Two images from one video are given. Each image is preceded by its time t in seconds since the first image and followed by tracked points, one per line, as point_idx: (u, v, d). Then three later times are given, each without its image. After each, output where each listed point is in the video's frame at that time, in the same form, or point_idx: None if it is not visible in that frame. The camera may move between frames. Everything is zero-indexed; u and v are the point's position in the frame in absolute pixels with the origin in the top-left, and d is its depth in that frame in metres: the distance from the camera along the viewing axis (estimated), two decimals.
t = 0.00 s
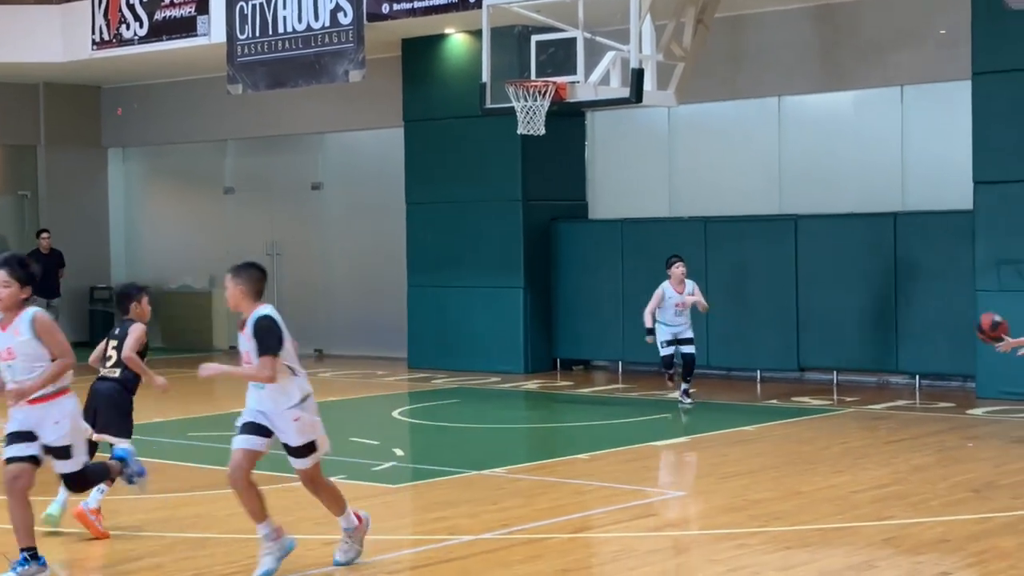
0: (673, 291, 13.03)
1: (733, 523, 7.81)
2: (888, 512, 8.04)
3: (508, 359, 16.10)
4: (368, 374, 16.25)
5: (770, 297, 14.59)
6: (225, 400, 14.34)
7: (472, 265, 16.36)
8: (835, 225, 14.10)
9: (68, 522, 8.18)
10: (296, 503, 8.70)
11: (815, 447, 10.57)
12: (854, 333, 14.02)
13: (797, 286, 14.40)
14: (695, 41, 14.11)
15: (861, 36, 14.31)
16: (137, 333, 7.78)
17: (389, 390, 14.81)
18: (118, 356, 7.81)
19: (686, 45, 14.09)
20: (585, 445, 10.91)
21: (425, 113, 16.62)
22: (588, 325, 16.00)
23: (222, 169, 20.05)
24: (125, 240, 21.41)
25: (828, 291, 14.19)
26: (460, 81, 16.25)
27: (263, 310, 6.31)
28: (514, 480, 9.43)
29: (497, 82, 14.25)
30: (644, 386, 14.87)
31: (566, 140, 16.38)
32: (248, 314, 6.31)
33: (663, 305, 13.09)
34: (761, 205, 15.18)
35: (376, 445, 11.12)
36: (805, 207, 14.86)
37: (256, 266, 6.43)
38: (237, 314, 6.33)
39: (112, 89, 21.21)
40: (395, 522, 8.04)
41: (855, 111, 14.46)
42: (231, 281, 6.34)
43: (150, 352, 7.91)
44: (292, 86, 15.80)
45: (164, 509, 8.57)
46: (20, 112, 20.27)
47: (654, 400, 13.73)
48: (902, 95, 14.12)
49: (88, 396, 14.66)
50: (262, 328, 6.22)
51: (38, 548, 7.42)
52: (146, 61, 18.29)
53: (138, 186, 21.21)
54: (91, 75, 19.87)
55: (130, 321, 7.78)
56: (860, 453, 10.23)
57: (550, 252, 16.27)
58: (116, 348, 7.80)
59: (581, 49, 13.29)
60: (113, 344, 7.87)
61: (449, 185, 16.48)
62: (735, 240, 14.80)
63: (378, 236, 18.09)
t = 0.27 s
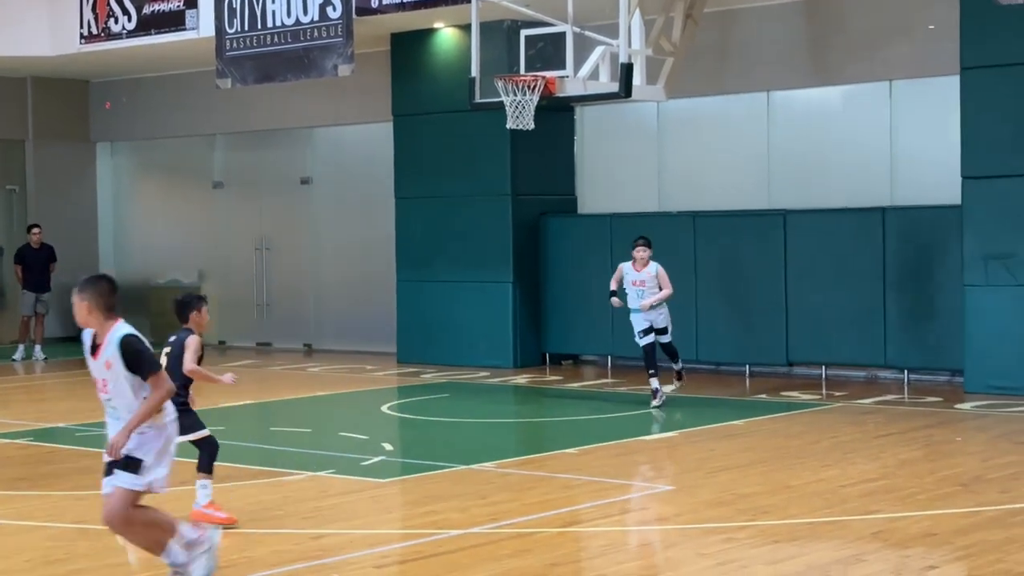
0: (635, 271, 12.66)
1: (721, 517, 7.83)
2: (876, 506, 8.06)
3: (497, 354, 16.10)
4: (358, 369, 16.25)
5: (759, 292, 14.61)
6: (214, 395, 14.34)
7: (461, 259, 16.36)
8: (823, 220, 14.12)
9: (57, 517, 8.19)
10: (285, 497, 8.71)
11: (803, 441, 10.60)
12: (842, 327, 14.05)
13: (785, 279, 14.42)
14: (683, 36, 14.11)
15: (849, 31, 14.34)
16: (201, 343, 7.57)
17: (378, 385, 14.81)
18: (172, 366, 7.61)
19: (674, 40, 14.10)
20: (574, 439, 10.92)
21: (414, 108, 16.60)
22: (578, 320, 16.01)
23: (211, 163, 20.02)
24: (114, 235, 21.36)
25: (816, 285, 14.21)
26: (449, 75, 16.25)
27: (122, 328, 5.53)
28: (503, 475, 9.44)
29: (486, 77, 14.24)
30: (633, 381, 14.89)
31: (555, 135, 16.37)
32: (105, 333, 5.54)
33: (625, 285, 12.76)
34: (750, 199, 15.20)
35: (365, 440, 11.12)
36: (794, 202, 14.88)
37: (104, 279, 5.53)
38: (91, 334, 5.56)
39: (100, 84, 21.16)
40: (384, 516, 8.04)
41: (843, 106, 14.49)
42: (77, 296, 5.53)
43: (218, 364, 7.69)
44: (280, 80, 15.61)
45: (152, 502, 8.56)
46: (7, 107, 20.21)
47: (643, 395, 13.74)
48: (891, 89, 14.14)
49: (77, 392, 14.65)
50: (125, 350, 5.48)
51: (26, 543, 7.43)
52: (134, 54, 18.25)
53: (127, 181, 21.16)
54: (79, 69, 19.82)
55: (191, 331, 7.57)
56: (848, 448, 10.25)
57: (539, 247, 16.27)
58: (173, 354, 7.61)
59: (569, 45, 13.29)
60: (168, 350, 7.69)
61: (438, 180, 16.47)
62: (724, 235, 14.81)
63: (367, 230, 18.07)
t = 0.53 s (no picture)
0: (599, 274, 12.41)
1: (715, 513, 7.85)
2: (870, 502, 8.08)
3: (491, 349, 16.10)
4: (352, 365, 16.24)
5: (753, 288, 14.62)
6: (209, 390, 14.34)
7: (456, 255, 16.36)
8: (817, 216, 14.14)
9: (51, 513, 8.19)
10: (279, 493, 8.71)
11: (797, 437, 10.61)
12: (835, 323, 14.07)
13: (779, 276, 14.44)
14: (678, 32, 14.11)
15: (843, 28, 14.34)
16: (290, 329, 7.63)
17: (372, 381, 14.81)
18: (264, 344, 7.56)
19: (669, 36, 14.11)
20: (568, 435, 10.93)
21: (408, 103, 16.60)
22: (572, 316, 16.01)
23: (205, 159, 20.00)
24: (108, 230, 21.33)
25: (810, 281, 14.23)
26: (443, 71, 16.24)
27: None
28: (497, 470, 9.45)
29: (480, 73, 14.24)
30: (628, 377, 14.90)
31: (550, 131, 16.38)
32: None
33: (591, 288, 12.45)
34: (744, 196, 15.21)
35: (358, 435, 11.13)
36: (788, 198, 14.90)
37: None
38: None
39: (95, 79, 21.13)
40: (378, 512, 8.05)
41: (838, 103, 14.50)
42: None
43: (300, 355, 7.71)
44: (275, 75, 15.68)
45: (146, 499, 8.56)
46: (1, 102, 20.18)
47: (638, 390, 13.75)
48: (885, 85, 14.15)
49: (72, 387, 14.65)
50: None
51: (20, 539, 7.43)
52: (128, 50, 18.21)
53: (121, 176, 21.13)
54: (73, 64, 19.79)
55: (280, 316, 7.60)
56: (842, 444, 10.27)
57: (534, 243, 16.27)
58: (263, 339, 7.57)
59: (563, 41, 13.27)
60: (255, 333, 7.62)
61: (433, 176, 16.47)
62: (718, 231, 14.82)
63: (362, 226, 18.07)
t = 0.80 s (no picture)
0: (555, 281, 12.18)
1: (719, 512, 7.84)
2: (874, 501, 8.07)
3: (496, 348, 16.11)
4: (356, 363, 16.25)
5: (758, 287, 14.62)
6: (213, 388, 14.35)
7: (460, 253, 16.36)
8: (821, 216, 14.13)
9: (56, 511, 8.21)
10: (283, 491, 8.72)
11: (801, 436, 10.60)
12: (840, 322, 14.06)
13: (784, 274, 14.43)
14: (683, 31, 14.11)
15: (848, 27, 14.34)
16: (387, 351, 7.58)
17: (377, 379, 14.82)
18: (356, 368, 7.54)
19: (674, 35, 14.11)
20: (572, 434, 10.93)
21: (413, 101, 16.60)
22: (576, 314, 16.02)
23: (210, 157, 20.01)
24: (113, 228, 21.35)
25: (814, 280, 14.22)
26: (448, 69, 16.24)
27: None
28: (501, 469, 9.45)
29: (485, 71, 14.23)
30: (632, 375, 14.89)
31: (554, 129, 16.37)
32: None
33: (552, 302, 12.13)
34: (748, 195, 15.21)
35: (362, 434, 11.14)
36: (792, 197, 14.89)
37: None
38: None
39: (100, 77, 21.15)
40: (381, 511, 8.05)
41: (841, 102, 14.50)
42: None
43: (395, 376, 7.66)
44: (280, 74, 15.69)
45: (149, 497, 8.56)
46: (6, 100, 20.20)
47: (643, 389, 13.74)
48: (890, 84, 14.14)
49: (76, 385, 14.66)
50: None
51: (25, 537, 7.44)
52: (133, 48, 18.21)
53: (126, 174, 21.15)
54: (78, 62, 19.80)
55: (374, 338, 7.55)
56: (846, 443, 10.26)
57: (538, 241, 16.27)
58: (354, 362, 7.55)
59: (568, 39, 13.27)
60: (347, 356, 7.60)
61: (437, 174, 16.47)
62: (722, 230, 14.82)
63: (366, 224, 18.07)
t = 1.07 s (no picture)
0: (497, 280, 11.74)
1: (737, 512, 7.83)
2: (893, 501, 8.05)
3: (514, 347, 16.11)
4: (374, 363, 16.27)
5: (776, 287, 14.59)
6: (232, 388, 14.40)
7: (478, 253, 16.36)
8: (840, 215, 14.10)
9: (75, 509, 8.25)
10: (301, 490, 8.74)
11: (820, 437, 10.57)
12: (858, 322, 14.03)
13: (802, 274, 14.40)
14: (701, 30, 14.09)
15: (867, 26, 14.30)
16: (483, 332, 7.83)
17: (394, 379, 14.84)
18: (458, 349, 7.71)
19: (692, 34, 14.09)
20: (589, 434, 10.92)
21: (431, 101, 16.61)
22: (594, 314, 16.01)
23: (228, 156, 20.06)
24: (132, 228, 21.43)
25: (832, 280, 14.19)
26: (466, 69, 16.25)
27: None
28: (519, 468, 9.45)
29: (503, 71, 14.24)
30: (650, 375, 14.87)
31: (572, 128, 16.36)
32: None
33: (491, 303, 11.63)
34: (766, 195, 15.17)
35: (381, 433, 11.15)
36: (810, 197, 14.85)
37: None
38: None
39: (119, 77, 21.23)
40: (398, 510, 8.06)
41: (860, 101, 14.45)
42: None
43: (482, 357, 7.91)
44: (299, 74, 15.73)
45: (168, 496, 8.59)
46: (26, 100, 20.27)
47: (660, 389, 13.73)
48: (908, 84, 14.09)
49: (95, 384, 14.71)
50: None
51: (44, 536, 7.49)
52: (153, 48, 18.25)
53: (145, 174, 21.21)
54: (98, 62, 19.88)
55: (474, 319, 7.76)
56: (865, 443, 10.23)
57: (556, 241, 16.27)
58: (458, 343, 7.72)
59: (586, 39, 13.28)
60: (449, 335, 7.77)
61: (454, 174, 16.49)
62: (741, 229, 14.79)
63: (384, 224, 18.10)
